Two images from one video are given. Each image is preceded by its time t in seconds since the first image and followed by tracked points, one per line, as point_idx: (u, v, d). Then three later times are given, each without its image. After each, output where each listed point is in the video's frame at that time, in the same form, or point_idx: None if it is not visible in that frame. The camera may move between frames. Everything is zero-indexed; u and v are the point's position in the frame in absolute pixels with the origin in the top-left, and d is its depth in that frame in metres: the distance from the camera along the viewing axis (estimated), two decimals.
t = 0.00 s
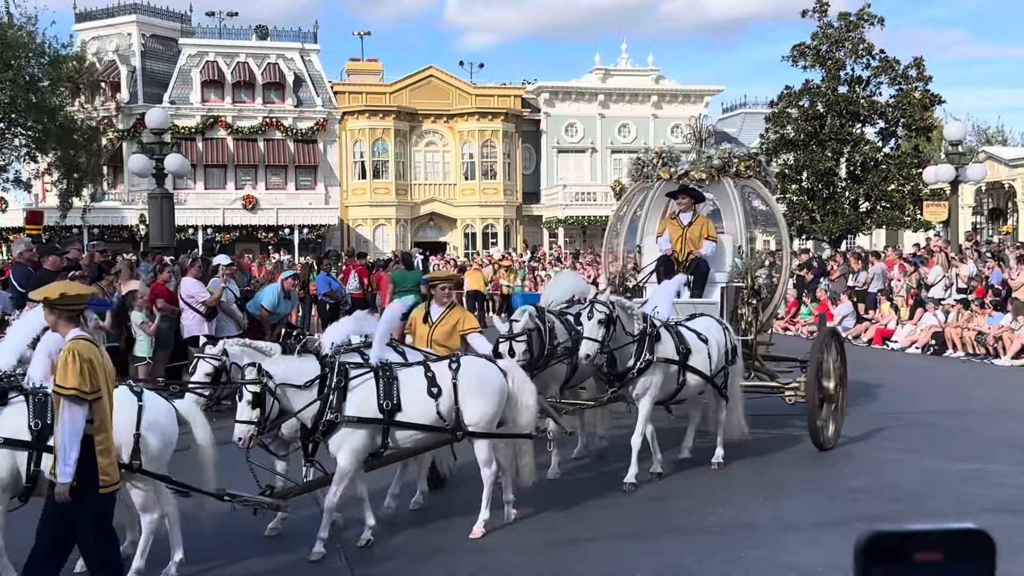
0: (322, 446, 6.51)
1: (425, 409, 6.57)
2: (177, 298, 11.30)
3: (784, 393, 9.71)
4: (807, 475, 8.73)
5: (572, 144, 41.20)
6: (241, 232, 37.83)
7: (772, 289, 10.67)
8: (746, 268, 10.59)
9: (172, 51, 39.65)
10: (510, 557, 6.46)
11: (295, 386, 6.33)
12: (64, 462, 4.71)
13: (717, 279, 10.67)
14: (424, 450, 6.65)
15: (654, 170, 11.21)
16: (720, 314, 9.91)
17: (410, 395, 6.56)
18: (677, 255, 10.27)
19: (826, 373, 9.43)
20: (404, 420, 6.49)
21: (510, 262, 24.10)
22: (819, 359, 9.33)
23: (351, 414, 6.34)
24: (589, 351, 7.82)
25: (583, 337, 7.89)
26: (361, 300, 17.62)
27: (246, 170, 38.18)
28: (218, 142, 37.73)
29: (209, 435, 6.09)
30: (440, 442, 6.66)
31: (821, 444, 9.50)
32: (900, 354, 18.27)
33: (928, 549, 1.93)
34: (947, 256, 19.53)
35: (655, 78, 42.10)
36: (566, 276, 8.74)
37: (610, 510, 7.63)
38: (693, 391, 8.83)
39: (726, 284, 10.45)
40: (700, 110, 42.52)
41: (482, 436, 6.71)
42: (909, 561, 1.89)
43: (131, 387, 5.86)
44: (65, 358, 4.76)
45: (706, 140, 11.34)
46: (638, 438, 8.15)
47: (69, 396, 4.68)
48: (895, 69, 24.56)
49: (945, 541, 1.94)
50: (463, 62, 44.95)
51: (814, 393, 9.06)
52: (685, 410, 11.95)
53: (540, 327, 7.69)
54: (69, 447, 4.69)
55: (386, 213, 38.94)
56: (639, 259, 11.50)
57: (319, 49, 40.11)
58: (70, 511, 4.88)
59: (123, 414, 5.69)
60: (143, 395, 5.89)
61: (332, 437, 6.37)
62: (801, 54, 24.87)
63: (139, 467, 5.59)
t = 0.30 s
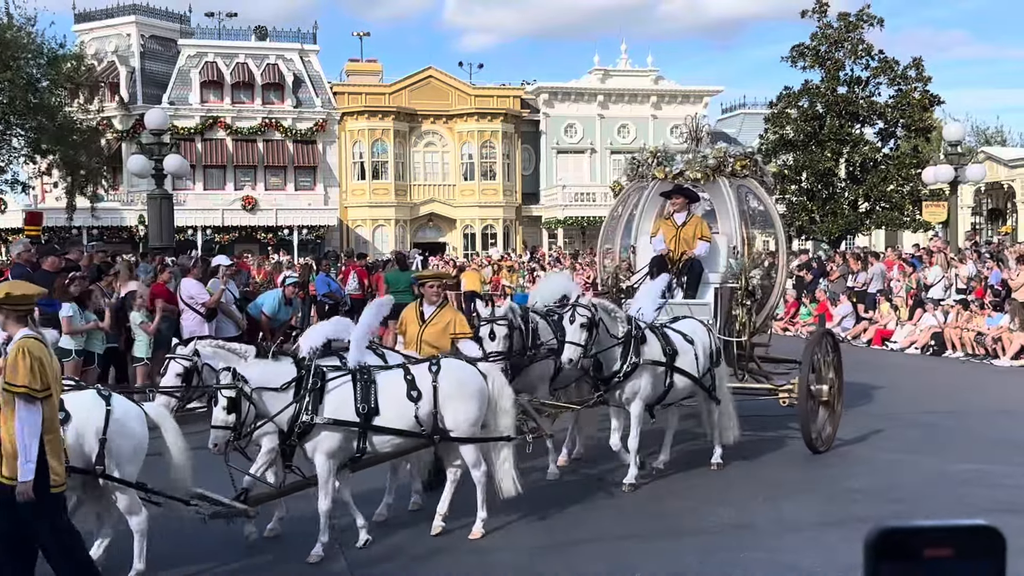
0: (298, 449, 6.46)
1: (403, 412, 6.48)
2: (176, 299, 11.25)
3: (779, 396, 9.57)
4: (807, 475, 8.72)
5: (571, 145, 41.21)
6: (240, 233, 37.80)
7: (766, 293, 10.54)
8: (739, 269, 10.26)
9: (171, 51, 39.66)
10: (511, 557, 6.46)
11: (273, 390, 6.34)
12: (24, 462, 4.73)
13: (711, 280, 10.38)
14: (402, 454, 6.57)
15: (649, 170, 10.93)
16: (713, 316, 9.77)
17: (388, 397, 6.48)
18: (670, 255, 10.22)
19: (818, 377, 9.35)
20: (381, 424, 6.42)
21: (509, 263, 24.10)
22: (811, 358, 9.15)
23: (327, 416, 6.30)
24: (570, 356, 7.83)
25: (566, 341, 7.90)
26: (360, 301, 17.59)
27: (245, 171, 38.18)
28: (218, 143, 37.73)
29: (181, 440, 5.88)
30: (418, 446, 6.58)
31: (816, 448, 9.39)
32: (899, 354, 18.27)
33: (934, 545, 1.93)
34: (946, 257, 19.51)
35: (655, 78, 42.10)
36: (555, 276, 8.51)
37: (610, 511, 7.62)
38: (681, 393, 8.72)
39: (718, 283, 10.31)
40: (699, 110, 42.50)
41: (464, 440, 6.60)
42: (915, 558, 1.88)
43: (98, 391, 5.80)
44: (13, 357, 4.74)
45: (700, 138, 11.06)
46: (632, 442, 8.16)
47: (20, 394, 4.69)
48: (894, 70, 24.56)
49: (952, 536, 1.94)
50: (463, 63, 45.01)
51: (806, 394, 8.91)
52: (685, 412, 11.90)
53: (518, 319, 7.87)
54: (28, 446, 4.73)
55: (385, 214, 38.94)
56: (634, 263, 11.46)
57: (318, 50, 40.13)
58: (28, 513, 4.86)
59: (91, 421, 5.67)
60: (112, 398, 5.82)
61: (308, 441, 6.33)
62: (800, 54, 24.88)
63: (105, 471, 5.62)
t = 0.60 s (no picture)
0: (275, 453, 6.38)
1: (381, 415, 6.39)
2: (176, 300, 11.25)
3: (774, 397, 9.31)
4: (808, 476, 8.73)
5: (571, 145, 41.23)
6: (241, 234, 37.78)
7: (761, 296, 10.46)
8: (733, 269, 10.11)
9: (171, 52, 39.71)
10: (512, 558, 6.46)
11: (248, 393, 6.20)
12: None
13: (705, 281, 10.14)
14: (381, 457, 6.50)
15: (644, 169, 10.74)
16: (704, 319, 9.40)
17: (366, 400, 6.39)
18: (663, 255, 9.98)
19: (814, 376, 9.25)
20: (359, 427, 6.32)
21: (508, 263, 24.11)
22: (806, 357, 9.05)
23: (304, 420, 6.21)
24: (552, 351, 7.52)
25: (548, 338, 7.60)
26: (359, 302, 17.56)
27: (245, 172, 38.19)
28: (218, 143, 37.75)
29: (143, 438, 5.98)
30: (398, 449, 6.50)
31: (811, 450, 9.26)
32: (899, 355, 18.26)
33: (922, 549, 1.93)
34: (946, 258, 19.48)
35: (655, 79, 42.09)
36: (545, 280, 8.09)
37: (612, 511, 7.62)
38: (664, 394, 8.48)
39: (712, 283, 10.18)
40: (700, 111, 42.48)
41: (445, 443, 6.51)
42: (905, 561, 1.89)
43: (58, 391, 5.75)
44: None
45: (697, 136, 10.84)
46: (627, 442, 8.10)
47: None
48: (894, 70, 24.56)
49: (941, 539, 1.94)
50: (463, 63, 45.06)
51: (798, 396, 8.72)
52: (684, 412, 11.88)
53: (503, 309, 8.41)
54: None
55: (385, 214, 38.94)
56: (628, 263, 11.23)
57: (318, 51, 40.15)
58: None
59: (50, 423, 5.64)
60: (74, 399, 5.74)
61: (286, 445, 6.25)
62: (800, 54, 24.90)
63: (68, 473, 5.59)
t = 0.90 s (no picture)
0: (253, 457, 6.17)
1: (361, 417, 6.24)
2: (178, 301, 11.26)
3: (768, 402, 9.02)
4: (809, 476, 8.74)
5: (572, 146, 41.25)
6: (242, 234, 37.80)
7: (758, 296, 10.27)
8: (729, 269, 9.73)
9: (172, 53, 39.75)
10: (511, 558, 6.46)
11: (226, 395, 6.04)
12: None
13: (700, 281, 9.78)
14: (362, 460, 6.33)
15: (640, 169, 10.64)
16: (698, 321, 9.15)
17: (345, 403, 6.23)
18: (658, 259, 9.63)
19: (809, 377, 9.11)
20: (339, 429, 6.16)
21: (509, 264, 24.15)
22: (800, 358, 8.83)
23: (283, 424, 6.03)
24: (534, 359, 7.36)
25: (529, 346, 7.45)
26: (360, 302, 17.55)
27: (246, 172, 38.23)
28: (219, 144, 37.77)
29: (113, 440, 5.96)
30: (377, 453, 6.32)
31: (805, 453, 9.15)
32: (900, 355, 18.25)
33: (900, 556, 1.89)
34: (947, 258, 19.45)
35: (656, 79, 42.06)
36: (530, 285, 7.93)
37: (611, 512, 7.62)
38: (648, 397, 8.35)
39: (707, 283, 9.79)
40: (701, 111, 42.46)
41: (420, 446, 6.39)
42: (894, 562, 1.88)
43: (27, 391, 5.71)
44: None
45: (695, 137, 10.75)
46: (618, 441, 7.98)
47: None
48: (895, 71, 24.55)
49: (915, 546, 1.91)
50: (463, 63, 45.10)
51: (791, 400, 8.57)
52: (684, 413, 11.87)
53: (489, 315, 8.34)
54: None
55: (387, 215, 38.94)
56: (620, 262, 10.95)
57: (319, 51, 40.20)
58: None
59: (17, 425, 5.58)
60: (45, 399, 5.70)
61: (264, 448, 6.03)
62: (801, 55, 24.90)
63: (34, 473, 5.51)
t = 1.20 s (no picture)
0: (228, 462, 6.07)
1: (338, 422, 6.18)
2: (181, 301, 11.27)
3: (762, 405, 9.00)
4: (812, 477, 8.71)
5: (575, 147, 41.25)
6: (245, 235, 37.81)
7: (755, 297, 10.08)
8: (724, 270, 9.68)
9: (175, 54, 39.80)
10: (512, 560, 6.45)
11: (201, 399, 5.90)
12: None
13: (695, 283, 9.41)
14: (339, 464, 6.29)
15: (637, 168, 10.59)
16: (694, 322, 8.95)
17: (324, 406, 6.18)
18: (653, 260, 9.44)
19: (802, 381, 9.02)
20: (318, 434, 6.10)
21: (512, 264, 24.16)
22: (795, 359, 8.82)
23: (259, 428, 5.93)
24: (509, 367, 7.29)
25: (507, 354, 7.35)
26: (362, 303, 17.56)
27: (249, 173, 38.26)
28: (222, 145, 37.79)
29: (90, 444, 5.87)
30: (357, 456, 6.29)
31: (800, 456, 8.97)
32: (903, 356, 18.23)
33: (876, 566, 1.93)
34: (951, 259, 19.37)
35: (659, 80, 42.04)
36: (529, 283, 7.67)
37: (612, 513, 7.60)
38: (633, 407, 8.09)
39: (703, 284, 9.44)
40: (704, 112, 42.42)
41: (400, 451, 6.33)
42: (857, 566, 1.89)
43: None
44: None
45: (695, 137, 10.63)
46: (576, 448, 7.56)
47: None
48: (898, 71, 24.52)
49: (889, 554, 1.95)
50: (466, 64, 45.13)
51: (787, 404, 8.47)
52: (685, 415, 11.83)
53: (478, 317, 8.27)
54: None
55: (390, 216, 38.95)
56: (615, 261, 10.92)
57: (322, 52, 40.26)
58: None
59: None
60: (14, 405, 5.59)
61: (238, 452, 5.92)
62: (804, 56, 24.89)
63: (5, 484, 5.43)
